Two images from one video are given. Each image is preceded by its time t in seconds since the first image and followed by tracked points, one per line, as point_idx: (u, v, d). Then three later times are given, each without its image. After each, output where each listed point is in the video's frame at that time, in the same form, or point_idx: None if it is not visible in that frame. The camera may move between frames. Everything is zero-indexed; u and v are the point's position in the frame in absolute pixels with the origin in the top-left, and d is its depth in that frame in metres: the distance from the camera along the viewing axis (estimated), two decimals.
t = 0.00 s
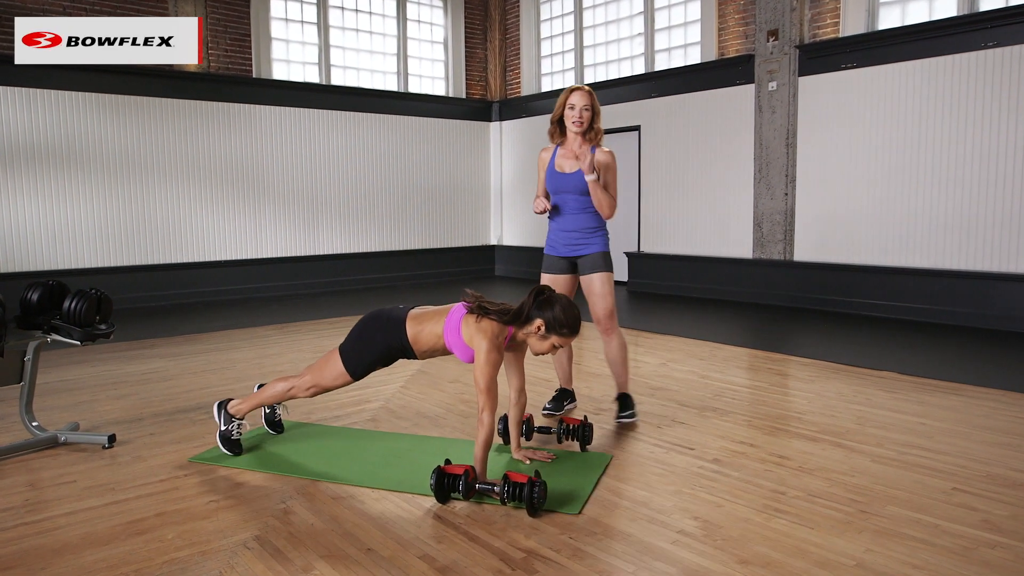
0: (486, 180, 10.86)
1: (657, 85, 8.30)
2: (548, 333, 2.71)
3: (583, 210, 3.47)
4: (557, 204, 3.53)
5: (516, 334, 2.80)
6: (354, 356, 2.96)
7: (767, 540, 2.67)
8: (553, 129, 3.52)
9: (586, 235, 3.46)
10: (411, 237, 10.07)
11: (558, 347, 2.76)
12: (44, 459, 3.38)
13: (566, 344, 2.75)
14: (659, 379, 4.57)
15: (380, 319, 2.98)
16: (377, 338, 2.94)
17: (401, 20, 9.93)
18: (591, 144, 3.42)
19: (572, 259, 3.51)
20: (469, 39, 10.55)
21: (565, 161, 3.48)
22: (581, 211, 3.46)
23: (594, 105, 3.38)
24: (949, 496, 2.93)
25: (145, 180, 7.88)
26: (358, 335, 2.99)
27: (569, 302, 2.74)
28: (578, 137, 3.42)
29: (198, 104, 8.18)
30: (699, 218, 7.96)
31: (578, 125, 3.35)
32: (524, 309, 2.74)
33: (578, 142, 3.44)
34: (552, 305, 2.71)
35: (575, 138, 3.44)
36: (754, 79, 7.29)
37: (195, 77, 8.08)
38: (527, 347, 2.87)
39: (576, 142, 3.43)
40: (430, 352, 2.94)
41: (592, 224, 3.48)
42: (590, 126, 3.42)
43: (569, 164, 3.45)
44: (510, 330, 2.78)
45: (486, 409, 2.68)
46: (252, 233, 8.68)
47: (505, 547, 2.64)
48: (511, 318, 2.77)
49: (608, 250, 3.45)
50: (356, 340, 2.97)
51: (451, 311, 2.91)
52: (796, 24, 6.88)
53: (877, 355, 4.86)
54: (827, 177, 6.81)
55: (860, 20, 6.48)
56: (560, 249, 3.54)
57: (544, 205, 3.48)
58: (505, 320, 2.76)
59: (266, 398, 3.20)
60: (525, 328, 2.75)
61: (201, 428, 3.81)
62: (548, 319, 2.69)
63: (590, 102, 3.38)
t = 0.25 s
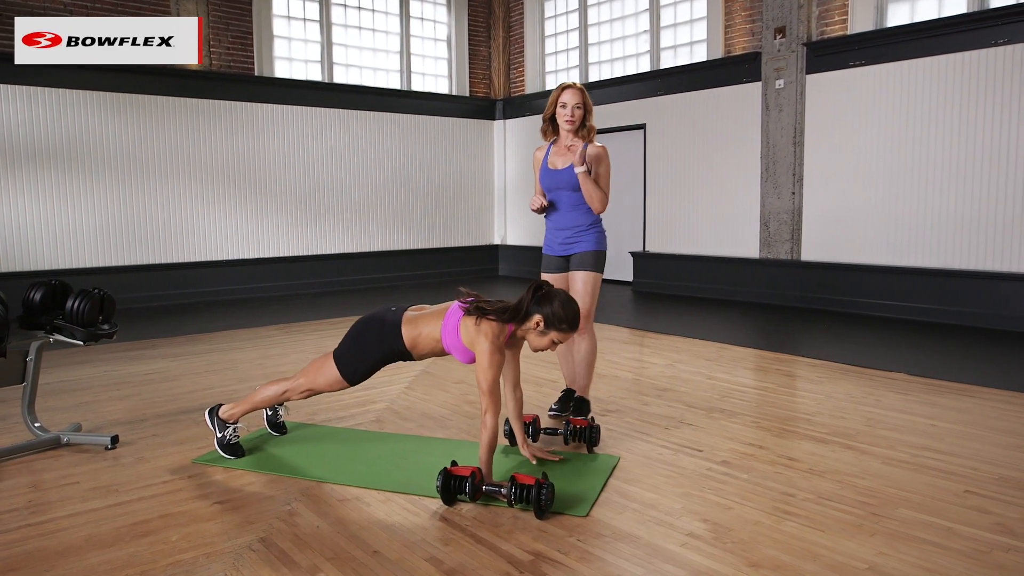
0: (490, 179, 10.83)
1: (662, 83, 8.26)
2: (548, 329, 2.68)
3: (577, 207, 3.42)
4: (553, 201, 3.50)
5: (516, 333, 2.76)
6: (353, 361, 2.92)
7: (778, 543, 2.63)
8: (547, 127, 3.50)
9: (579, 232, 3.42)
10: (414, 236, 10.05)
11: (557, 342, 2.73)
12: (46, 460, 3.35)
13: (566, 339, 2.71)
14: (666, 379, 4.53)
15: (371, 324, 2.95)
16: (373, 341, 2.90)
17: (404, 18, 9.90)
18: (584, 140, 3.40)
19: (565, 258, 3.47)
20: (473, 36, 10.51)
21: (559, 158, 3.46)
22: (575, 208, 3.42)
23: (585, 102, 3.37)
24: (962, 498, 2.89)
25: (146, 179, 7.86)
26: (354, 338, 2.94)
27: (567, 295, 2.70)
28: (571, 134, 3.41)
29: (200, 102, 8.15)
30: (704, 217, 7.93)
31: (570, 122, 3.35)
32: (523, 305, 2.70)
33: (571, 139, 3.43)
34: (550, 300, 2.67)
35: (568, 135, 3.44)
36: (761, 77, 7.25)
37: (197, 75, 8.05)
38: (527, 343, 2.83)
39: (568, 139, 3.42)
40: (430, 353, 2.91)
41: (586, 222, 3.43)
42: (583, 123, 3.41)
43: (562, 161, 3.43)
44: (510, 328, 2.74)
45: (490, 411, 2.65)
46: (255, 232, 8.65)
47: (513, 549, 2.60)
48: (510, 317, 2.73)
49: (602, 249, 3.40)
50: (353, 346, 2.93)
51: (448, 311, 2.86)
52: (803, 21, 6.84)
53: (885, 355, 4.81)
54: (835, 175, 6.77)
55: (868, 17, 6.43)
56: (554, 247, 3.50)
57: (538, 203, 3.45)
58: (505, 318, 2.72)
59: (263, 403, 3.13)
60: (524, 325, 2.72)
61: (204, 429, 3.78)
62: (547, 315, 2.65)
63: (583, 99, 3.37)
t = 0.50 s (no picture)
0: (494, 179, 10.80)
1: (668, 81, 8.23)
2: (554, 329, 2.62)
3: (578, 207, 3.38)
4: (553, 201, 3.45)
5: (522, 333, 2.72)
6: (358, 362, 2.87)
7: (788, 545, 2.60)
8: (547, 125, 3.45)
9: (579, 233, 3.38)
10: (418, 235, 10.01)
11: (564, 343, 2.66)
12: (48, 461, 3.32)
13: (573, 340, 2.65)
14: (672, 380, 4.48)
15: (378, 324, 2.90)
16: (380, 343, 2.86)
17: (407, 16, 9.87)
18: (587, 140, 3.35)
19: (563, 258, 3.43)
20: (476, 34, 10.47)
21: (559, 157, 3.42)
22: (575, 208, 3.38)
23: (586, 101, 3.31)
24: (975, 501, 2.86)
25: (147, 177, 7.83)
26: (360, 340, 2.90)
27: (575, 296, 2.63)
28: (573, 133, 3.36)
29: (201, 100, 8.12)
30: (710, 216, 7.90)
31: (571, 121, 3.30)
32: (530, 305, 2.66)
33: (571, 137, 3.38)
34: (558, 300, 2.61)
35: (568, 134, 3.39)
36: (768, 74, 7.22)
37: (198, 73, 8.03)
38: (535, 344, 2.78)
39: (568, 138, 3.37)
40: (437, 355, 2.88)
41: (585, 222, 3.39)
42: (584, 122, 3.36)
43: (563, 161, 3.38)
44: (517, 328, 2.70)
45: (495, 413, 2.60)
46: (257, 231, 8.61)
47: (520, 551, 2.57)
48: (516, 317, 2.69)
49: (601, 250, 3.36)
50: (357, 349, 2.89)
51: (455, 312, 2.84)
52: (811, 18, 6.80)
53: (893, 356, 4.77)
54: (843, 174, 6.73)
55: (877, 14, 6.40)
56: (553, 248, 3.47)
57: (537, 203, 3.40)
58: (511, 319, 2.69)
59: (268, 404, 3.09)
60: (530, 325, 2.67)
61: (207, 430, 3.75)
62: (554, 315, 2.60)
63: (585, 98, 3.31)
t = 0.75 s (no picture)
0: (496, 178, 10.76)
1: (672, 79, 8.19)
2: (566, 328, 2.62)
3: (582, 206, 3.33)
4: (556, 200, 3.39)
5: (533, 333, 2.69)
6: (372, 360, 2.86)
7: (799, 548, 2.57)
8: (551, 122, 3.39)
9: (584, 233, 3.33)
10: (421, 234, 9.98)
11: (575, 344, 2.66)
12: (50, 462, 3.29)
13: (584, 342, 2.64)
14: (678, 380, 4.44)
15: (391, 323, 2.88)
16: (393, 339, 2.84)
17: (409, 13, 9.83)
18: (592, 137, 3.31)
19: (567, 259, 3.39)
20: (479, 31, 10.44)
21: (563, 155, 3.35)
22: (579, 208, 3.33)
23: (590, 97, 3.26)
24: (987, 503, 2.82)
25: (148, 176, 7.80)
26: (376, 335, 2.89)
27: (590, 299, 2.64)
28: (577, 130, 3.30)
29: (202, 98, 8.09)
30: (715, 215, 7.87)
31: (576, 118, 3.24)
32: (542, 304, 2.66)
33: (575, 135, 3.32)
34: (571, 301, 2.61)
35: (572, 131, 3.33)
36: (774, 72, 7.19)
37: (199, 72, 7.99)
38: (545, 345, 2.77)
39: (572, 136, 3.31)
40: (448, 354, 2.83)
41: (590, 222, 3.34)
42: (589, 119, 3.30)
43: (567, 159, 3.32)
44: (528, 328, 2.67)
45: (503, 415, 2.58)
46: (258, 231, 8.59)
47: (528, 554, 2.53)
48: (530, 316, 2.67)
49: (606, 251, 3.32)
50: (374, 343, 2.87)
51: (467, 311, 2.80)
52: (818, 15, 6.77)
53: (901, 356, 4.73)
54: (850, 174, 6.70)
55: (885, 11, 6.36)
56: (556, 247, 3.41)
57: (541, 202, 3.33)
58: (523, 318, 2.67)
59: (281, 405, 3.05)
60: (541, 324, 2.67)
61: (209, 431, 3.72)
62: (567, 315, 2.60)
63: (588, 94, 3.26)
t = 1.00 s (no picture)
0: (496, 177, 10.72)
1: (674, 77, 8.17)
2: (573, 324, 2.58)
3: (585, 207, 3.28)
4: (558, 200, 3.35)
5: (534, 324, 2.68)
6: (379, 358, 2.82)
7: (807, 551, 2.54)
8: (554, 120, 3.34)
9: (587, 234, 3.29)
10: (421, 234, 9.95)
11: (583, 339, 2.63)
12: (48, 464, 3.25)
13: (592, 337, 2.61)
14: (681, 381, 4.41)
15: (392, 320, 2.86)
16: (399, 336, 2.82)
17: (408, 11, 9.79)
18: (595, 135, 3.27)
19: (569, 260, 3.35)
20: (479, 29, 10.40)
21: (567, 154, 3.30)
22: (582, 209, 3.28)
23: (594, 94, 3.23)
24: (995, 505, 2.79)
25: (146, 174, 7.76)
26: (384, 328, 2.87)
27: (598, 294, 2.61)
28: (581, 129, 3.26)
29: (200, 95, 8.05)
30: (716, 215, 7.85)
31: (579, 115, 3.20)
32: (550, 299, 2.64)
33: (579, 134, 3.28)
34: (580, 296, 2.59)
35: (575, 130, 3.29)
36: (777, 70, 7.16)
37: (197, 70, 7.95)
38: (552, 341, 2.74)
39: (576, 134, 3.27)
40: (452, 346, 2.85)
41: (593, 223, 3.31)
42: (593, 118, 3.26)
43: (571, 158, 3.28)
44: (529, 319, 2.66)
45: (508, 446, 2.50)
46: (258, 230, 8.56)
47: (533, 558, 2.50)
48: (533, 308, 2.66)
49: (609, 253, 3.29)
50: (381, 335, 2.85)
51: (473, 304, 2.82)
52: (821, 13, 6.74)
53: (905, 357, 4.70)
54: (854, 173, 6.67)
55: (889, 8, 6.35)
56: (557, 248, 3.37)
57: (544, 202, 3.28)
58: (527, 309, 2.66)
59: (289, 405, 2.99)
60: (548, 318, 2.64)
61: (209, 433, 3.68)
62: (575, 310, 2.57)
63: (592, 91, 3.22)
